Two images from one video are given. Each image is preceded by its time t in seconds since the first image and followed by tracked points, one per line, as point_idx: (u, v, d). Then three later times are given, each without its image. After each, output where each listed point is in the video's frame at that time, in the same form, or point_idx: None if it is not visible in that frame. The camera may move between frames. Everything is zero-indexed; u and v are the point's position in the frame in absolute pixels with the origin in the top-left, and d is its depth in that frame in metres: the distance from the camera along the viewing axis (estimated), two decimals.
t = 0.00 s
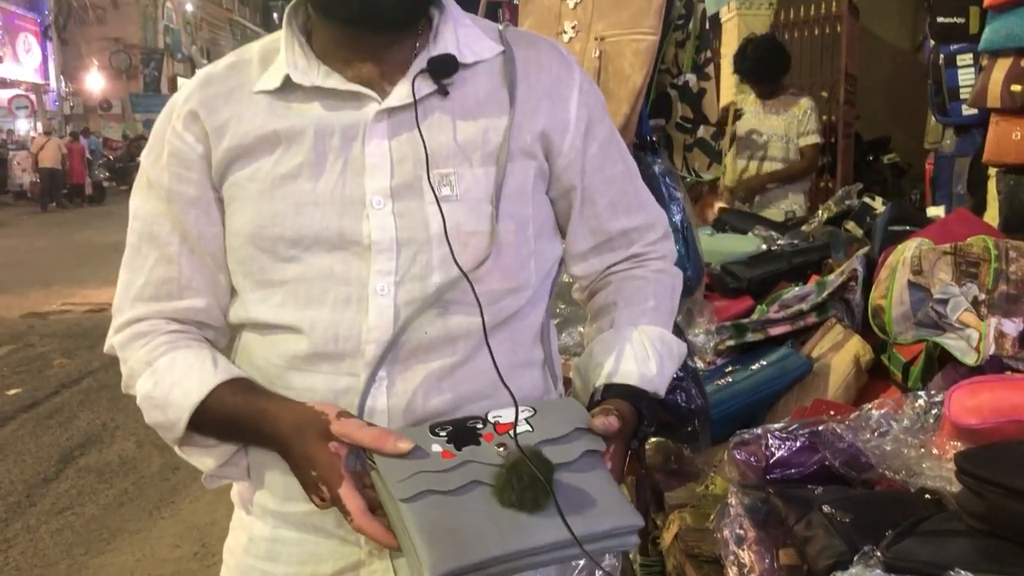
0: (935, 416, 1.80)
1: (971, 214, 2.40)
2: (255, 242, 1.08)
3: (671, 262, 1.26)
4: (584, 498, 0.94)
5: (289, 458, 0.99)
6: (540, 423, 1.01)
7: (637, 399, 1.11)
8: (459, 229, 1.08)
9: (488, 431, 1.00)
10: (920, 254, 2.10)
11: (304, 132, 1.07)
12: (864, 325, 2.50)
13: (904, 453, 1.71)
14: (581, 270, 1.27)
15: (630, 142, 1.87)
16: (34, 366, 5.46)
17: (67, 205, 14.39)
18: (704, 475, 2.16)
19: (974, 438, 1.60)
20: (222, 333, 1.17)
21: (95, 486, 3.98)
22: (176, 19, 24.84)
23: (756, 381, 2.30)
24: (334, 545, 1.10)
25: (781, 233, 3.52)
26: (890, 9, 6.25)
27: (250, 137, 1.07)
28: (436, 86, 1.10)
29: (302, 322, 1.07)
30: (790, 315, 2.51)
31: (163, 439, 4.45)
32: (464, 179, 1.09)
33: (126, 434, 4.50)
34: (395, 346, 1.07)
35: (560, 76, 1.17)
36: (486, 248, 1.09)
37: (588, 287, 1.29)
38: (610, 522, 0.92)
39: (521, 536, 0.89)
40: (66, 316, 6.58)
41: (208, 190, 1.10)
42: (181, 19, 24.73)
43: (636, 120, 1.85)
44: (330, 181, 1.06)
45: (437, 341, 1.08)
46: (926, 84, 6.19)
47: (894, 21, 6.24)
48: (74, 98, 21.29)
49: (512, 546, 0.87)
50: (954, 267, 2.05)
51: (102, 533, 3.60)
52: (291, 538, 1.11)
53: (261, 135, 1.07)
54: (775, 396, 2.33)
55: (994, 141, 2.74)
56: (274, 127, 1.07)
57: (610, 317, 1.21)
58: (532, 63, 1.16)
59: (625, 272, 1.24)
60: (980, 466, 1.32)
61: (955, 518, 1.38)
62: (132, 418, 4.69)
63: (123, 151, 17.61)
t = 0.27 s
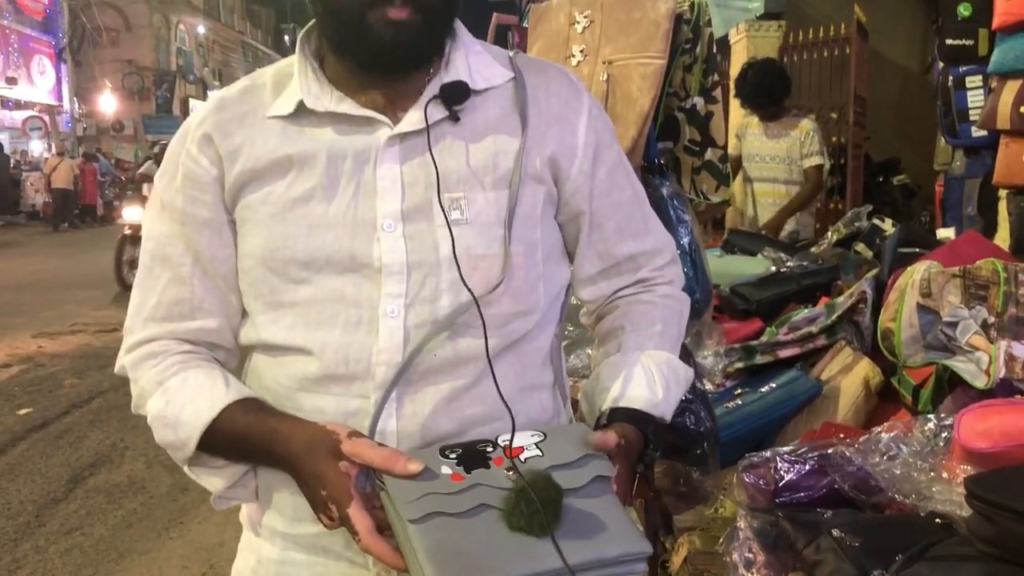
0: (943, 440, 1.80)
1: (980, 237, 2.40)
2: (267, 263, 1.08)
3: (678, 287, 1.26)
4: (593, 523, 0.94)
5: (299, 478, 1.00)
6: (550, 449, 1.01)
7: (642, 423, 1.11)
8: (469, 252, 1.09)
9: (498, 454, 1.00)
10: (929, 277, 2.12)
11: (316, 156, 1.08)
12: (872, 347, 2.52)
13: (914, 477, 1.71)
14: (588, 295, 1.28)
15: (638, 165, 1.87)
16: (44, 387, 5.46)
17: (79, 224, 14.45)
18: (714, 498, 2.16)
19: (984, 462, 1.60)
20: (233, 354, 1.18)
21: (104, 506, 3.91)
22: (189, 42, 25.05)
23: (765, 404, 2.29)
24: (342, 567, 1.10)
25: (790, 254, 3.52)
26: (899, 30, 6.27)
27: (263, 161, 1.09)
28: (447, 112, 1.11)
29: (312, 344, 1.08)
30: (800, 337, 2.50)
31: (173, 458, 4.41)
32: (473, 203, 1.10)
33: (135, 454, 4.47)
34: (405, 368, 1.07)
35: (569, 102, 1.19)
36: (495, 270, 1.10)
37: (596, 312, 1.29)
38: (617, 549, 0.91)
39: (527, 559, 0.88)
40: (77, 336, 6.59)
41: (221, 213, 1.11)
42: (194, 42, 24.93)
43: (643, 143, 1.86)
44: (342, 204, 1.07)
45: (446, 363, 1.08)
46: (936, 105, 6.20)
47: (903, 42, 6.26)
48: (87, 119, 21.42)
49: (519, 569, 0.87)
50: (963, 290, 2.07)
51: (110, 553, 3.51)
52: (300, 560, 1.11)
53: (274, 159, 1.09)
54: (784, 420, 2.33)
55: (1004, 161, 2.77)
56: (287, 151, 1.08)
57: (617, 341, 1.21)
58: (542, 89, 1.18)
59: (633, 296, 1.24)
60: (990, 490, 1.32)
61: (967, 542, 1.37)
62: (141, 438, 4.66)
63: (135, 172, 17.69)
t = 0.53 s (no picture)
0: (954, 459, 1.79)
1: (990, 255, 2.39)
2: (279, 283, 1.09)
3: (687, 306, 1.26)
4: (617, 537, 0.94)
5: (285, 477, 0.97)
6: (569, 463, 1.02)
7: (652, 445, 1.11)
8: (479, 271, 1.10)
9: (518, 466, 1.01)
10: (939, 296, 2.12)
11: (328, 177, 1.09)
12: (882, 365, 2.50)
13: (925, 497, 1.70)
14: (598, 313, 1.29)
15: (648, 183, 1.87)
16: (56, 403, 5.48)
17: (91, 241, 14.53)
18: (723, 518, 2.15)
19: (994, 481, 1.60)
20: (242, 370, 1.19)
21: (113, 523, 3.90)
22: (201, 60, 25.25)
23: (774, 422, 2.29)
24: None
25: (799, 272, 3.52)
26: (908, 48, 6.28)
27: (275, 181, 1.10)
28: (458, 133, 1.12)
29: (322, 362, 1.09)
30: (809, 355, 2.50)
31: (183, 475, 4.41)
32: (483, 223, 1.11)
33: (145, 471, 4.47)
34: (414, 386, 1.08)
35: (578, 123, 1.20)
36: (504, 289, 1.10)
37: (604, 329, 1.30)
38: (640, 564, 0.92)
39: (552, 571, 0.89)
40: (88, 353, 6.62)
41: (234, 232, 1.12)
42: (206, 60, 25.11)
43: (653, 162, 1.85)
44: (353, 224, 1.08)
45: (456, 381, 1.09)
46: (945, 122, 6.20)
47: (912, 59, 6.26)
48: (100, 136, 21.58)
49: None
50: (973, 308, 2.07)
51: (119, 570, 3.51)
52: None
53: (287, 180, 1.10)
54: (794, 439, 2.32)
55: (1015, 178, 2.77)
56: (300, 171, 1.10)
57: (626, 360, 1.20)
58: (551, 110, 1.20)
59: (641, 315, 1.25)
60: (1001, 510, 1.32)
61: (978, 562, 1.36)
62: (151, 455, 4.67)
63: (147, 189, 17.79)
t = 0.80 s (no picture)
0: (966, 474, 1.78)
1: (1002, 270, 2.38)
2: (293, 295, 1.10)
3: (698, 321, 1.26)
4: (635, 555, 0.94)
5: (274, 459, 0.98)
6: (585, 477, 1.02)
7: (663, 460, 1.10)
8: (491, 284, 1.10)
9: (535, 478, 1.01)
10: (949, 310, 2.11)
11: (342, 191, 1.10)
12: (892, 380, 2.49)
13: (937, 512, 1.70)
14: (608, 327, 1.28)
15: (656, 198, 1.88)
16: (66, 416, 5.51)
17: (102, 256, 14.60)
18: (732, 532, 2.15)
19: (1006, 497, 1.60)
20: (252, 379, 1.20)
21: (123, 536, 3.89)
22: (212, 75, 25.43)
23: (784, 436, 2.28)
24: None
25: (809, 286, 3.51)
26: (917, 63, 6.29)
27: (290, 194, 1.11)
28: (470, 148, 1.13)
29: (333, 375, 1.09)
30: (819, 369, 2.49)
31: (193, 487, 4.42)
32: (496, 237, 1.11)
33: (154, 485, 4.48)
34: (425, 399, 1.08)
35: (590, 139, 1.20)
36: (516, 303, 1.11)
37: (614, 344, 1.29)
38: None
39: None
40: (99, 366, 6.64)
41: (246, 244, 1.13)
42: (217, 75, 25.29)
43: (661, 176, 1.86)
44: (366, 238, 1.09)
45: (468, 395, 1.09)
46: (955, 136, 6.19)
47: (921, 74, 6.27)
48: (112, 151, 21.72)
49: None
50: (984, 322, 2.07)
51: None
52: None
53: (300, 193, 1.11)
54: (806, 453, 2.31)
55: None
56: (313, 185, 1.10)
57: (636, 376, 1.19)
58: (564, 125, 1.20)
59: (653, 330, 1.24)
60: (1014, 525, 1.31)
61: None
62: (160, 469, 4.67)
63: (159, 203, 17.89)
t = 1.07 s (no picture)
0: (979, 487, 1.77)
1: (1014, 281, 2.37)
2: (303, 304, 1.09)
3: (709, 334, 1.24)
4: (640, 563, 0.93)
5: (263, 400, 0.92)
6: (593, 487, 1.02)
7: (673, 474, 1.09)
8: (502, 297, 1.10)
9: (544, 486, 1.01)
10: (961, 321, 2.10)
11: (354, 202, 1.10)
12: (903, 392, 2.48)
13: (950, 525, 1.68)
14: (618, 339, 1.27)
15: (666, 209, 1.88)
16: (75, 428, 5.51)
17: (111, 267, 14.64)
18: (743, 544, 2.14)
19: (1019, 508, 1.62)
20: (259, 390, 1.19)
21: (131, 547, 3.88)
22: (222, 88, 25.55)
23: (794, 449, 2.27)
24: None
25: (819, 297, 3.49)
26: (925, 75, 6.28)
27: (302, 203, 1.11)
28: (482, 160, 1.13)
29: (342, 387, 1.09)
30: (830, 381, 2.47)
31: (201, 498, 4.41)
32: (507, 249, 1.11)
33: (163, 495, 4.48)
34: (436, 410, 1.08)
35: (602, 151, 1.21)
36: (527, 315, 1.10)
37: (625, 356, 1.27)
38: None
39: None
40: (108, 377, 6.66)
41: (257, 252, 1.14)
42: (227, 88, 25.40)
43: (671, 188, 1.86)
44: (378, 249, 1.09)
45: (479, 409, 1.09)
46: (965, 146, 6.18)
47: (930, 86, 6.26)
48: (122, 163, 21.83)
49: None
50: (996, 334, 2.06)
51: None
52: None
53: (312, 203, 1.11)
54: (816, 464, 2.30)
55: None
56: (325, 195, 1.11)
57: (646, 389, 1.18)
58: (576, 137, 1.20)
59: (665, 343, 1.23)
60: None
61: None
62: (169, 480, 4.67)
63: (168, 216, 17.93)
